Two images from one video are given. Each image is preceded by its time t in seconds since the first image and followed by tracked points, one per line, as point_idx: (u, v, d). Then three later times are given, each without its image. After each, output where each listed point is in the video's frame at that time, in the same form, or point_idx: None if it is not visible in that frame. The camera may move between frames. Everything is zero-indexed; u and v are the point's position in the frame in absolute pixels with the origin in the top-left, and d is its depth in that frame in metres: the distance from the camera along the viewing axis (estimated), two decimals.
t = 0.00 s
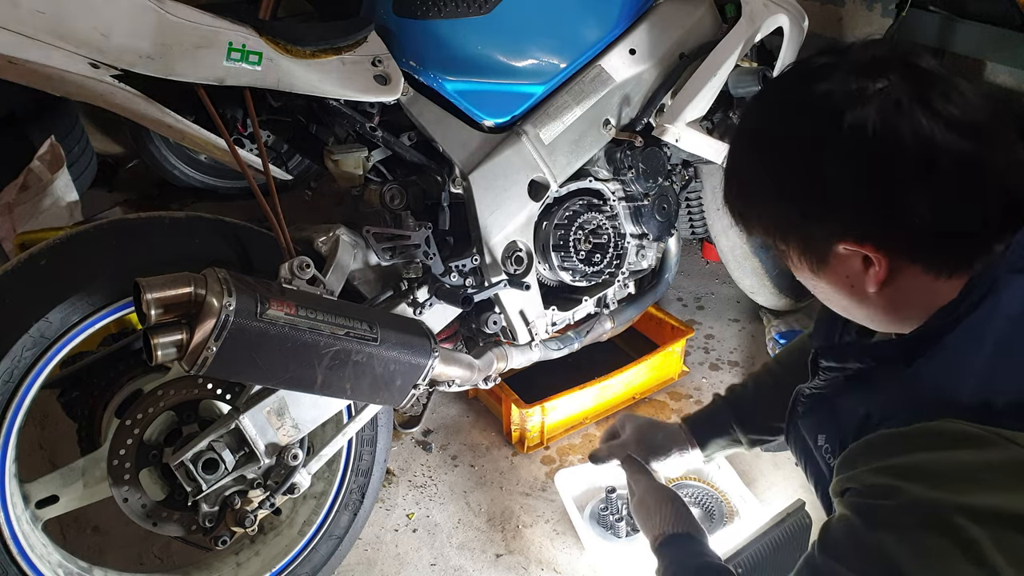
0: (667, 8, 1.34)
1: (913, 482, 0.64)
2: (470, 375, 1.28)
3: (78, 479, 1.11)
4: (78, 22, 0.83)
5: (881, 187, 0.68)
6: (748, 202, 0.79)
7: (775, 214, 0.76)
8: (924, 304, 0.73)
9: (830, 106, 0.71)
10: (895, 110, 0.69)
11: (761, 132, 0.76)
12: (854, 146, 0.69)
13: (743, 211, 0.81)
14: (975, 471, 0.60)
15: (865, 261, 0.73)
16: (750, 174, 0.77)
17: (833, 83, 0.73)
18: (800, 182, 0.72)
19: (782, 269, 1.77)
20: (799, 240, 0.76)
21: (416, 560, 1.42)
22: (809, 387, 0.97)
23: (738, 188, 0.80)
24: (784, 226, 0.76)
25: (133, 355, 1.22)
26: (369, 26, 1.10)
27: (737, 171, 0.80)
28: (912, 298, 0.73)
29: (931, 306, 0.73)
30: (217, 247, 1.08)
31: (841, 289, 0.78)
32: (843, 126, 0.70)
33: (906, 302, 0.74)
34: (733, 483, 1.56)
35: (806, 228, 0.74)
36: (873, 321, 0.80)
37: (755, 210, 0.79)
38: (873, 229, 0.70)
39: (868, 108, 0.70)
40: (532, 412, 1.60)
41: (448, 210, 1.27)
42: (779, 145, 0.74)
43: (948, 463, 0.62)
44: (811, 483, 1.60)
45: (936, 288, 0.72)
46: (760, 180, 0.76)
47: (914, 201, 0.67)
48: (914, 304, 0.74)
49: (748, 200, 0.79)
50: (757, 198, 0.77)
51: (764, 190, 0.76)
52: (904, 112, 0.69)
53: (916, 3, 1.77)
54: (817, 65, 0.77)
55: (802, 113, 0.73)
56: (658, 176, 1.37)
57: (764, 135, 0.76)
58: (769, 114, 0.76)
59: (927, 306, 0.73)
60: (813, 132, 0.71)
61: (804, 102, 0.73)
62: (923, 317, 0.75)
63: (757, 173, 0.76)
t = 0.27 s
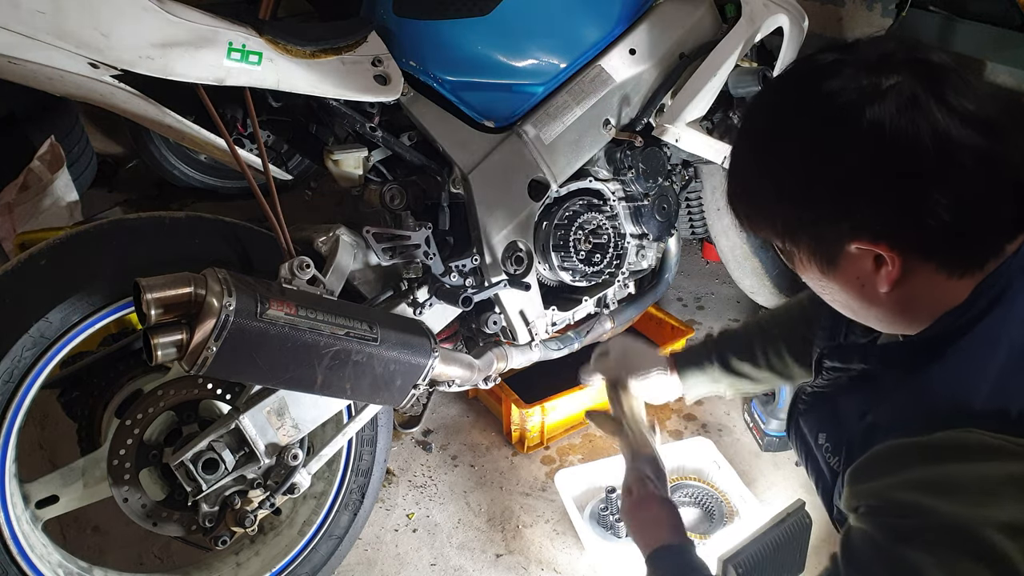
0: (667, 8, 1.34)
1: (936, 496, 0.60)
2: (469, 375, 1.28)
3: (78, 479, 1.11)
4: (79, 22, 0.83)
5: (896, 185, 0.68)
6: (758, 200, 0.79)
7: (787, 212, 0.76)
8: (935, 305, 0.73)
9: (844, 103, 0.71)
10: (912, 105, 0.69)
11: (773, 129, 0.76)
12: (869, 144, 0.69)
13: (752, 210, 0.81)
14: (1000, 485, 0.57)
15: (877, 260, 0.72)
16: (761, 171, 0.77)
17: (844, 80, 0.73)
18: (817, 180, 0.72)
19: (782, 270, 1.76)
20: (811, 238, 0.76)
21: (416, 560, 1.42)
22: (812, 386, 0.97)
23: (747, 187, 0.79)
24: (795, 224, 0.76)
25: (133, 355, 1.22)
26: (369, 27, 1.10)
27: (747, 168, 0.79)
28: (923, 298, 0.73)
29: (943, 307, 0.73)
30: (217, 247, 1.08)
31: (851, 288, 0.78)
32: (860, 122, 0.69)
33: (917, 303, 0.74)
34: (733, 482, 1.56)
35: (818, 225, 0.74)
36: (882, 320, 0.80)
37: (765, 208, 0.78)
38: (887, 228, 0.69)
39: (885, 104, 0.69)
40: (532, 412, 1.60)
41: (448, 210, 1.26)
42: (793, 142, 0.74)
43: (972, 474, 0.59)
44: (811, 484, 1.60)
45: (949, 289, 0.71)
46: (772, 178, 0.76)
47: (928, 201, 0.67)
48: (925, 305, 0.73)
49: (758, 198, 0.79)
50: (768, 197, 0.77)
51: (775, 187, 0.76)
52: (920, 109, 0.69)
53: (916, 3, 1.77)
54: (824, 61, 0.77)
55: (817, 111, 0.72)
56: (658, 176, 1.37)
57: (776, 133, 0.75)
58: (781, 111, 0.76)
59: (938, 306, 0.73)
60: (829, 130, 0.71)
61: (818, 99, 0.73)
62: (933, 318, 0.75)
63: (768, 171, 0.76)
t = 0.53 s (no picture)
0: (667, 8, 1.34)
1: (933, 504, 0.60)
2: (469, 375, 1.28)
3: (78, 479, 1.11)
4: (79, 22, 0.83)
5: (901, 183, 0.68)
6: (762, 197, 0.79)
7: (792, 208, 0.76)
8: (939, 305, 0.73)
9: (852, 99, 0.71)
10: (922, 103, 0.69)
11: (781, 125, 0.76)
12: (876, 141, 0.68)
13: (756, 206, 0.81)
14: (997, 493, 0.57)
15: (882, 259, 0.72)
16: (767, 168, 0.77)
17: (851, 76, 0.73)
18: (823, 178, 0.72)
19: (782, 270, 1.77)
20: (815, 235, 0.76)
21: (416, 560, 1.42)
22: (813, 382, 0.98)
23: (754, 185, 0.79)
24: (800, 220, 0.76)
25: (133, 355, 1.22)
26: (369, 26, 1.10)
27: (753, 165, 0.79)
28: (927, 297, 0.73)
29: (946, 308, 0.73)
30: (217, 247, 1.08)
31: (855, 286, 0.78)
32: (868, 119, 0.69)
33: (921, 302, 0.74)
34: (733, 482, 1.56)
35: (823, 222, 0.74)
36: (886, 319, 0.80)
37: (770, 205, 0.78)
38: (892, 226, 0.69)
39: (893, 100, 0.69)
40: (532, 412, 1.60)
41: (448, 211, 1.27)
42: (800, 138, 0.74)
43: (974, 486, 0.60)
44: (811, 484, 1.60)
45: (954, 289, 0.71)
46: (778, 174, 0.76)
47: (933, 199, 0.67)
48: (930, 304, 0.73)
49: (763, 195, 0.79)
50: (773, 193, 0.77)
51: (781, 183, 0.76)
52: (929, 107, 0.68)
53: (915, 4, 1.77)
54: (833, 57, 0.77)
55: (824, 107, 0.72)
56: (658, 176, 1.37)
57: (783, 129, 0.75)
58: (788, 108, 0.76)
59: (942, 305, 0.73)
60: (836, 126, 0.71)
61: (825, 95, 0.73)
62: (938, 317, 0.75)
63: (775, 167, 0.76)
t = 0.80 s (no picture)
0: (667, 8, 1.33)
1: (924, 504, 0.62)
2: (470, 375, 1.28)
3: (78, 479, 1.11)
4: (79, 22, 0.83)
5: (899, 183, 0.68)
6: (762, 192, 0.79)
7: (791, 205, 0.76)
8: (935, 303, 0.74)
9: (855, 97, 0.70)
10: (922, 103, 0.68)
11: (782, 121, 0.75)
12: (877, 140, 0.68)
13: (755, 202, 0.81)
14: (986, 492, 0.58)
15: (878, 258, 0.73)
16: (767, 165, 0.77)
17: (856, 73, 0.72)
18: (822, 177, 0.72)
19: (782, 270, 1.77)
20: (812, 232, 0.76)
21: (416, 560, 1.42)
22: (809, 381, 0.97)
23: (753, 180, 0.79)
24: (798, 218, 0.76)
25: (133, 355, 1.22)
26: (369, 26, 1.10)
27: (753, 160, 0.79)
28: (923, 297, 0.73)
29: (942, 310, 0.74)
30: (217, 247, 1.08)
31: (851, 283, 0.78)
32: (868, 118, 0.69)
33: (917, 301, 0.74)
34: (733, 483, 1.56)
35: (821, 220, 0.74)
36: (885, 316, 0.80)
37: (768, 202, 0.78)
38: (890, 225, 0.70)
39: (896, 100, 0.69)
40: (532, 412, 1.60)
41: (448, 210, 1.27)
42: (801, 136, 0.73)
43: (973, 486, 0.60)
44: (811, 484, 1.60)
45: (950, 290, 0.72)
46: (777, 171, 0.76)
47: (932, 200, 0.67)
48: (926, 302, 0.74)
49: (762, 190, 0.79)
50: (772, 190, 0.77)
51: (781, 181, 0.76)
52: (930, 107, 0.68)
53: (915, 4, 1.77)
54: (839, 51, 0.77)
55: (826, 105, 0.72)
56: (658, 176, 1.37)
57: (785, 125, 0.75)
58: (790, 105, 0.75)
59: (939, 305, 0.74)
60: (838, 124, 0.71)
61: (827, 92, 0.72)
62: (934, 315, 0.75)
63: (775, 164, 0.76)
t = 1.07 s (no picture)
0: (667, 8, 1.33)
1: (911, 497, 0.62)
2: (470, 375, 1.28)
3: (78, 479, 1.11)
4: (78, 22, 0.83)
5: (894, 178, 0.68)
6: (759, 186, 0.79)
7: (786, 199, 0.76)
8: (930, 297, 0.74)
9: (850, 91, 0.70)
10: (917, 98, 0.67)
11: (780, 115, 0.75)
12: (873, 134, 0.68)
13: (752, 195, 0.81)
14: (972, 486, 0.59)
15: (874, 253, 0.73)
16: (764, 159, 0.77)
17: (852, 67, 0.72)
18: (818, 172, 0.72)
19: (782, 270, 1.77)
20: (809, 226, 0.76)
21: (416, 560, 1.42)
22: (805, 378, 0.96)
23: (750, 174, 0.79)
24: (794, 211, 0.76)
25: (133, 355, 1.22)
26: (369, 27, 1.10)
27: (750, 153, 0.79)
28: (918, 291, 0.74)
29: (936, 305, 0.74)
30: (217, 247, 1.08)
31: (847, 278, 0.78)
32: (863, 113, 0.69)
33: (913, 296, 0.74)
34: (733, 482, 1.56)
35: (816, 214, 0.74)
36: (880, 311, 0.80)
37: (765, 196, 0.78)
38: (884, 220, 0.70)
39: (891, 94, 0.68)
40: (532, 412, 1.60)
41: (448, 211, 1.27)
42: (798, 130, 0.73)
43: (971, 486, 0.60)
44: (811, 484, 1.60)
45: (944, 284, 0.72)
46: (774, 164, 0.76)
47: (927, 194, 0.67)
48: (921, 297, 0.74)
49: (760, 184, 0.79)
50: (769, 183, 0.77)
51: (777, 174, 0.76)
52: (926, 101, 0.67)
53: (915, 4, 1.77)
54: (836, 45, 0.76)
55: (822, 98, 0.72)
56: (658, 176, 1.37)
57: (781, 120, 0.75)
58: (787, 98, 0.75)
59: (935, 300, 0.74)
60: (833, 119, 0.70)
61: (824, 86, 0.72)
62: (930, 310, 0.75)
63: (772, 157, 0.76)
